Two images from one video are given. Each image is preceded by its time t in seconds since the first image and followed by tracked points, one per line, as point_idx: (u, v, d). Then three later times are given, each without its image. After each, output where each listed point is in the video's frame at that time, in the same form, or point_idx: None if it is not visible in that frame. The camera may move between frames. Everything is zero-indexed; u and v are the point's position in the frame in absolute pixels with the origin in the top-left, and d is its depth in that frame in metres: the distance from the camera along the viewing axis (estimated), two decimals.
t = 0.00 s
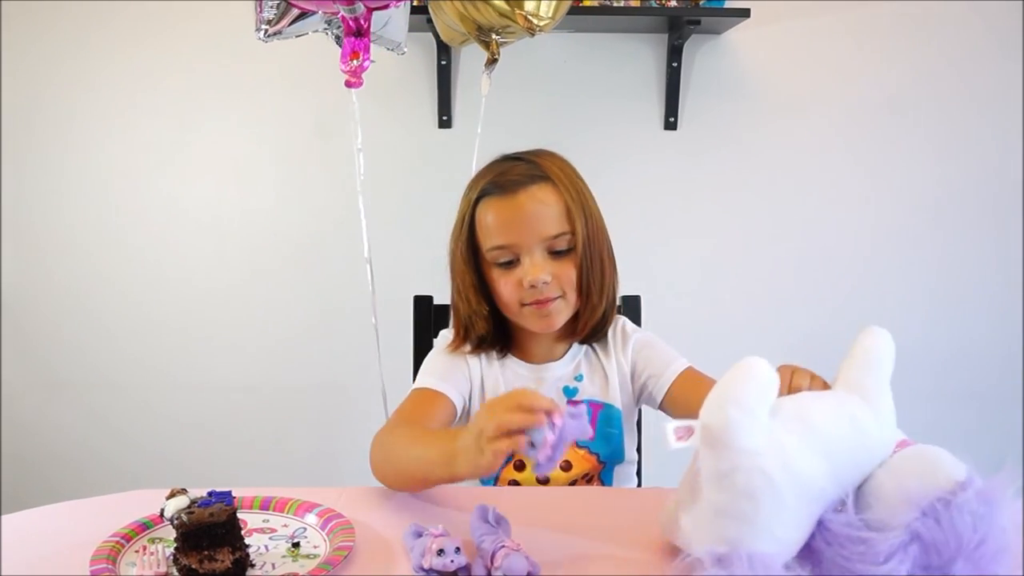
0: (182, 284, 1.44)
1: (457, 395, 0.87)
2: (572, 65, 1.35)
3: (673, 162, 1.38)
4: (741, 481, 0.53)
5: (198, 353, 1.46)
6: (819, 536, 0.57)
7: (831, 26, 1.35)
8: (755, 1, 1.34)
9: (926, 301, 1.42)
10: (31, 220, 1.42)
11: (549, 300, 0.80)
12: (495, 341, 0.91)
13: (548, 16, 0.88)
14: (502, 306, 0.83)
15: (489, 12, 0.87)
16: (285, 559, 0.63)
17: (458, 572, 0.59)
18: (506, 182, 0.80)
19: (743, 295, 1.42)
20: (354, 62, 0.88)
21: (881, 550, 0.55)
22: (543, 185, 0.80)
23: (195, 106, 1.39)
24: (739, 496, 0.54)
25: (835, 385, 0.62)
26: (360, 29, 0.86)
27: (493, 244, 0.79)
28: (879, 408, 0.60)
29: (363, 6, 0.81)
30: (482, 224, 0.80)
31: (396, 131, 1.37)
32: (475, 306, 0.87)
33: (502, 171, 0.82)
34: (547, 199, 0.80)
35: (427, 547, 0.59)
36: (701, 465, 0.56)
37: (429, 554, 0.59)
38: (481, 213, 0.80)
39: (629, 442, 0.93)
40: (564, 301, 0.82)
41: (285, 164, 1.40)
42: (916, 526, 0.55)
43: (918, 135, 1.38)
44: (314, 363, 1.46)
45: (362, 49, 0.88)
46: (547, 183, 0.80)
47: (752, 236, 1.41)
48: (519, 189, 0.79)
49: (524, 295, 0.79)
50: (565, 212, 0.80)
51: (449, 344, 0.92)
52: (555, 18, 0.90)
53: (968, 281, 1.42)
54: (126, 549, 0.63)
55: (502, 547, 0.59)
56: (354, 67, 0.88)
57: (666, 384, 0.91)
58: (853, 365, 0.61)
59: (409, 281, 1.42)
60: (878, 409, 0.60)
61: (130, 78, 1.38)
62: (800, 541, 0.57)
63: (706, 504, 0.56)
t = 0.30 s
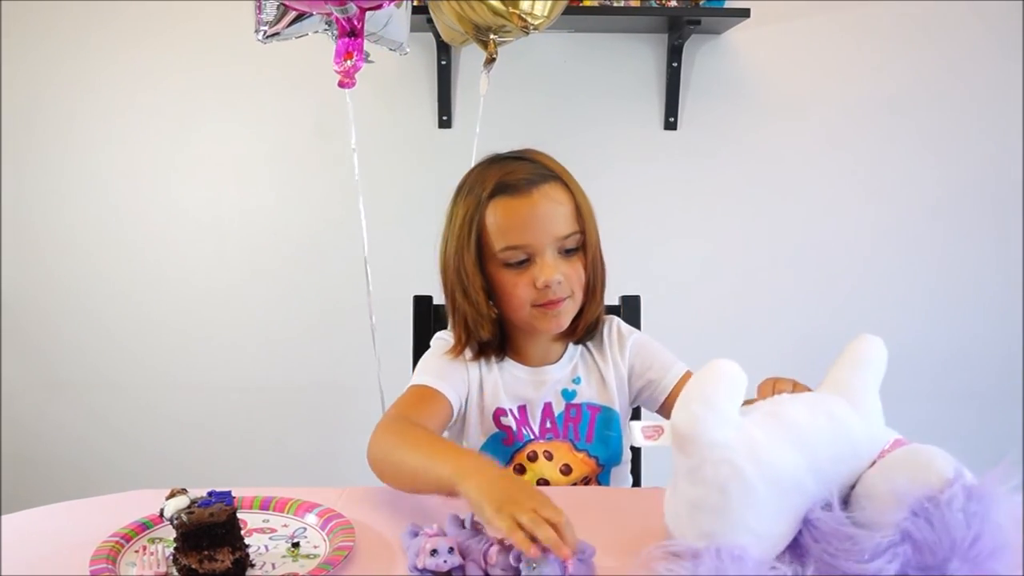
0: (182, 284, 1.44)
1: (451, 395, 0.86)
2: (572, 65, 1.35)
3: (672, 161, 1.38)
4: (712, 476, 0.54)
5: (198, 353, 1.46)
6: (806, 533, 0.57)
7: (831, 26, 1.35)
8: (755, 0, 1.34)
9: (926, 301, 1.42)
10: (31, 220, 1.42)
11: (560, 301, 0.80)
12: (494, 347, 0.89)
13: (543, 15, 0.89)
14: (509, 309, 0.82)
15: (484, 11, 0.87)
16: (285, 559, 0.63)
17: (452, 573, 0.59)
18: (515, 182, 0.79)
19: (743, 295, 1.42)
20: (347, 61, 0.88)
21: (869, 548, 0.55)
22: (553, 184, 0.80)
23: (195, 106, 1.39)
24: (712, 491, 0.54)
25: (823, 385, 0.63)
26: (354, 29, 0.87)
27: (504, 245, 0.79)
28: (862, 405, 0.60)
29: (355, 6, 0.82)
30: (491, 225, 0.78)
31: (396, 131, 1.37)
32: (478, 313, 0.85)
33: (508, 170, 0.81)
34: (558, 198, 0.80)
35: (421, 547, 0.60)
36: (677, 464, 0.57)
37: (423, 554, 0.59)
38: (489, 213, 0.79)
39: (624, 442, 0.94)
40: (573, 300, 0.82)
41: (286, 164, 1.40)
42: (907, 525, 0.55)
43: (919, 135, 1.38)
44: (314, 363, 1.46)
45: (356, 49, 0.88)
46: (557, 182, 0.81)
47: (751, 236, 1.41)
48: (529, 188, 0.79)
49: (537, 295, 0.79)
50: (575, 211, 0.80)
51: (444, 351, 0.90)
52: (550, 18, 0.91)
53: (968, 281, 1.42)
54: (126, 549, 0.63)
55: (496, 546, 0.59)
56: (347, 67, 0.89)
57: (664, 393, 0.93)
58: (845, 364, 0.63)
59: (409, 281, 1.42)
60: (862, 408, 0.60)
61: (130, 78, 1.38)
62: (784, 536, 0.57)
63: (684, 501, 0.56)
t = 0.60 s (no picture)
0: (183, 284, 1.44)
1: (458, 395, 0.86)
2: (572, 65, 1.35)
3: (673, 161, 1.38)
4: (704, 459, 0.56)
5: (197, 353, 1.46)
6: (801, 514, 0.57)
7: (831, 27, 1.35)
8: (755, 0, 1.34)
9: (927, 301, 1.42)
10: (30, 220, 1.42)
11: (570, 305, 0.80)
12: (503, 350, 0.89)
13: (538, 13, 0.89)
14: (518, 312, 0.82)
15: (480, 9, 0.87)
16: (285, 559, 0.63)
17: (453, 573, 0.59)
18: (527, 185, 0.79)
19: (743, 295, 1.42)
20: (343, 61, 0.89)
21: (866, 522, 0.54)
22: (565, 187, 0.80)
23: (195, 107, 1.39)
24: (704, 471, 0.56)
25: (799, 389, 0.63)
26: (350, 30, 0.87)
27: (515, 248, 0.78)
28: (839, 398, 0.61)
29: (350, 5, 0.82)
30: (502, 228, 0.78)
31: (396, 131, 1.37)
32: (489, 316, 0.84)
33: (519, 172, 0.81)
34: (570, 201, 0.80)
35: (421, 547, 0.60)
36: (670, 452, 0.58)
37: (424, 554, 0.59)
38: (500, 216, 0.79)
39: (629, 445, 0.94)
40: (583, 304, 0.82)
41: (286, 164, 1.40)
42: (899, 493, 0.54)
43: (919, 135, 1.38)
44: (314, 363, 1.46)
45: (351, 50, 0.89)
46: (569, 184, 0.80)
47: (751, 236, 1.40)
48: (541, 191, 0.79)
49: (548, 298, 0.79)
50: (586, 213, 0.80)
51: (453, 350, 0.90)
52: (546, 15, 0.91)
53: (968, 280, 1.42)
54: (126, 550, 0.63)
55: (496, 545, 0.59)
56: (342, 67, 0.89)
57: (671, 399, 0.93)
58: (813, 371, 0.63)
59: (409, 281, 1.42)
60: (840, 400, 0.61)
61: (130, 78, 1.38)
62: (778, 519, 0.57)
63: (679, 488, 0.57)
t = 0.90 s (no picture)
0: (182, 283, 1.44)
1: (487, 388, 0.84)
2: (572, 64, 1.35)
3: (672, 161, 1.38)
4: (705, 480, 0.54)
5: (198, 353, 1.46)
6: (806, 538, 0.57)
7: (831, 26, 1.35)
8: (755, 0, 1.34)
9: (927, 302, 1.42)
10: (30, 220, 1.42)
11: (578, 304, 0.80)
12: (512, 348, 0.89)
13: (537, 12, 0.89)
14: (526, 311, 0.82)
15: (475, 8, 0.88)
16: (285, 559, 0.63)
17: (452, 573, 0.59)
18: (532, 184, 0.79)
19: (743, 295, 1.42)
20: (340, 61, 0.88)
21: (870, 552, 0.54)
22: (571, 186, 0.80)
23: (195, 106, 1.39)
24: (705, 497, 0.54)
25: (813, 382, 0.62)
26: (348, 30, 0.87)
27: (522, 247, 0.78)
28: (854, 407, 0.59)
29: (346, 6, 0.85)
30: (509, 227, 0.78)
31: (396, 130, 1.37)
32: (497, 315, 0.84)
33: (525, 171, 0.81)
34: (576, 200, 0.80)
35: (421, 547, 0.59)
36: (669, 470, 0.57)
37: (423, 554, 0.59)
38: (506, 215, 0.79)
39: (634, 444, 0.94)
40: (590, 303, 0.82)
41: (285, 163, 1.40)
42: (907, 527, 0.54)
43: (919, 135, 1.38)
44: (314, 363, 1.46)
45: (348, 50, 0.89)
46: (575, 183, 0.80)
47: (752, 236, 1.40)
48: (548, 190, 0.79)
49: (554, 298, 0.79)
50: (592, 212, 0.80)
51: (469, 345, 0.89)
52: (546, 13, 0.91)
53: (969, 280, 1.42)
54: (126, 549, 0.63)
55: (496, 545, 0.60)
56: (340, 67, 0.88)
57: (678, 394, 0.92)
58: (831, 366, 0.62)
59: (409, 281, 1.42)
60: (854, 406, 0.60)
61: (130, 77, 1.38)
62: (777, 542, 0.56)
63: (678, 507, 0.56)
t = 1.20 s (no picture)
0: (182, 283, 1.44)
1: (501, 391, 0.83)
2: (572, 64, 1.35)
3: (672, 161, 1.38)
4: (715, 508, 0.52)
5: (198, 353, 1.46)
6: (810, 551, 0.57)
7: (831, 26, 1.35)
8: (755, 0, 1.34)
9: (927, 302, 1.42)
10: (31, 220, 1.42)
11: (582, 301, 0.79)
12: (518, 349, 0.88)
13: (536, 11, 0.88)
14: (530, 309, 0.81)
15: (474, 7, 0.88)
16: (285, 559, 0.63)
17: (453, 573, 0.59)
18: (535, 181, 0.79)
19: (743, 295, 1.42)
20: (340, 61, 0.89)
21: (875, 563, 0.54)
22: (573, 182, 0.81)
23: (195, 106, 1.39)
24: (716, 523, 0.52)
25: (812, 386, 0.61)
26: (348, 30, 0.88)
27: (525, 244, 0.78)
28: (856, 411, 0.59)
29: (344, 6, 0.85)
30: (511, 224, 0.78)
31: (395, 130, 1.37)
32: (501, 314, 0.84)
33: (526, 168, 0.81)
34: (578, 197, 0.80)
35: (421, 547, 0.59)
36: (675, 493, 0.55)
37: (424, 554, 0.59)
38: (509, 213, 0.79)
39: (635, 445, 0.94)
40: (595, 301, 0.81)
41: (285, 163, 1.40)
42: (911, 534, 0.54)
43: (919, 135, 1.38)
44: (314, 364, 1.46)
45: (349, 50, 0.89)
46: (577, 180, 0.81)
47: (751, 236, 1.40)
48: (550, 186, 0.79)
49: (558, 295, 0.79)
50: (595, 209, 0.80)
51: (479, 347, 0.87)
52: (548, 11, 0.90)
53: (969, 280, 1.42)
54: (126, 549, 0.63)
55: (496, 544, 0.60)
56: (340, 67, 0.89)
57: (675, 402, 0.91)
58: (830, 368, 0.61)
59: (409, 281, 1.42)
60: (857, 413, 0.59)
61: (130, 77, 1.38)
62: (787, 557, 0.55)
63: (686, 532, 0.54)
